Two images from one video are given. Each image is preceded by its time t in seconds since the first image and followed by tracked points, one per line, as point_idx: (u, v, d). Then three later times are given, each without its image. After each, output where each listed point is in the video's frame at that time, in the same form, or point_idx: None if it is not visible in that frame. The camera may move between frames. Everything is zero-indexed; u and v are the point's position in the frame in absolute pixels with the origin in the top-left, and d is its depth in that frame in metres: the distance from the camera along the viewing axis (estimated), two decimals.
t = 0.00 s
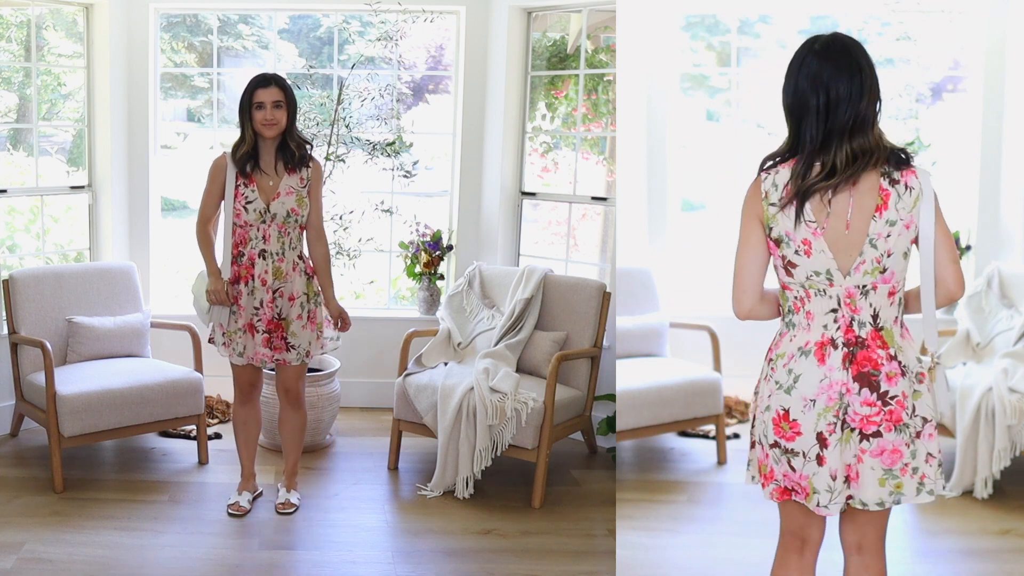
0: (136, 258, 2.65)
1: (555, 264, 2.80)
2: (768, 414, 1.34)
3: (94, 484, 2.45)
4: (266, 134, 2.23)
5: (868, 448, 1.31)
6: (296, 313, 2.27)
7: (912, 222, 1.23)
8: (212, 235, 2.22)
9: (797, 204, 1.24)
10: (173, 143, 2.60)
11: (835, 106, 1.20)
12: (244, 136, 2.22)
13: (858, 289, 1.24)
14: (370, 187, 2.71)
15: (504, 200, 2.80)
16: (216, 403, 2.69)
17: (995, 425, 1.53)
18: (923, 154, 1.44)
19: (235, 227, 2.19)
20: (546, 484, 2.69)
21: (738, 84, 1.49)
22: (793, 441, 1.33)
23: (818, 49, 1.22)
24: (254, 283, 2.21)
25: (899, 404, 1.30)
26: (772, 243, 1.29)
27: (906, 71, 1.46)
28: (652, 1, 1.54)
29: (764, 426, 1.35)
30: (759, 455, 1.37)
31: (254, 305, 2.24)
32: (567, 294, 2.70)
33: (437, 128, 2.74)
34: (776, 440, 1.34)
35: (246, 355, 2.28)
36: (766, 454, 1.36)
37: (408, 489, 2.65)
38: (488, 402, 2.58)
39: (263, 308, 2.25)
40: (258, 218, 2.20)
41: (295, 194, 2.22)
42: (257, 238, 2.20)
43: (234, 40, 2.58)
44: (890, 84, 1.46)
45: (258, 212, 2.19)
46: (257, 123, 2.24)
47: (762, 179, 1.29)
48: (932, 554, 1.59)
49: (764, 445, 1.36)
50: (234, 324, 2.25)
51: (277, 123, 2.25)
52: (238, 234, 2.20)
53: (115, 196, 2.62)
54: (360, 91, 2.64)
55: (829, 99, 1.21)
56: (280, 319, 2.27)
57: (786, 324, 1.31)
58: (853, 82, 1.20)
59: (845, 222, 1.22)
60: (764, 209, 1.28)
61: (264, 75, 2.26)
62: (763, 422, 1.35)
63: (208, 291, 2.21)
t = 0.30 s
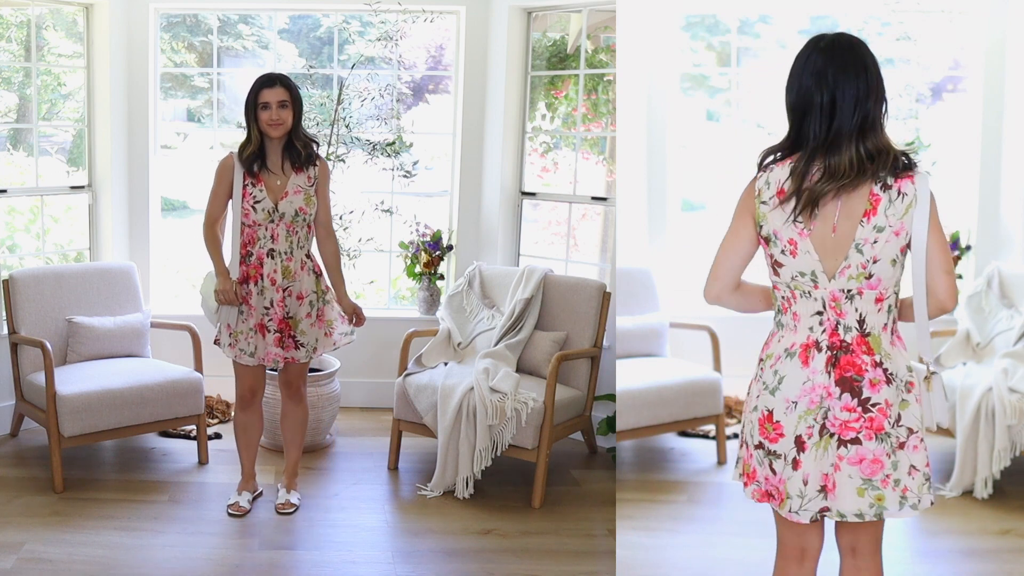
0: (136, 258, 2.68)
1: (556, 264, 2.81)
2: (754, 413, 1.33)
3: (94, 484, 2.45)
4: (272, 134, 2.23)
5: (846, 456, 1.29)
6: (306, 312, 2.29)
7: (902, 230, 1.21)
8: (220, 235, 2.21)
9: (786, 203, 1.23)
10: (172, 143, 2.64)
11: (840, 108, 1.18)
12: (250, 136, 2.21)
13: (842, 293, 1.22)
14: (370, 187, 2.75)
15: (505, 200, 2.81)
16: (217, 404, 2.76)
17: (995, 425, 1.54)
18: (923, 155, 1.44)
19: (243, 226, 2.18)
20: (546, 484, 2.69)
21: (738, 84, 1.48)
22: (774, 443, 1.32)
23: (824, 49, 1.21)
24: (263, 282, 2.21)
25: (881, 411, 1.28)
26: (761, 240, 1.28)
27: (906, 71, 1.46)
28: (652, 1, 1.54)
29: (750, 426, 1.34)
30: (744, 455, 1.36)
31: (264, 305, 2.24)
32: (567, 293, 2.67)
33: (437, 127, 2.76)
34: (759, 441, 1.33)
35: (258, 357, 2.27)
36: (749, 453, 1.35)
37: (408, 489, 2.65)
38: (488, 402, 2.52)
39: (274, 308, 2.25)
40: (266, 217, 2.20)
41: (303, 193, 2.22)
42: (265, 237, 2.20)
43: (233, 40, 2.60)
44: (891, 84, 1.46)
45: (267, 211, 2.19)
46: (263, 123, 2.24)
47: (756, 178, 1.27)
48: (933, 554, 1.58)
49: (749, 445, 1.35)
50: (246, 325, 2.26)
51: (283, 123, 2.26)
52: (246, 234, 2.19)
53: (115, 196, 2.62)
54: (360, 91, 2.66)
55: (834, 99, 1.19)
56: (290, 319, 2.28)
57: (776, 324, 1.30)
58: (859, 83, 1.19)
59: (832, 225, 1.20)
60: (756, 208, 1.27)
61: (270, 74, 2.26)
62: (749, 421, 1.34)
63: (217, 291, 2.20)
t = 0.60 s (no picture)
0: (136, 257, 2.68)
1: (556, 264, 2.81)
2: (741, 413, 1.32)
3: (94, 484, 2.46)
4: (281, 141, 2.22)
5: (828, 461, 1.28)
6: (320, 317, 2.30)
7: (893, 234, 1.19)
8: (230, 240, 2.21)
9: (777, 202, 1.22)
10: (173, 143, 2.65)
11: (843, 111, 1.16)
12: (259, 144, 2.20)
13: (830, 296, 1.21)
14: (370, 187, 2.78)
15: (505, 200, 2.81)
16: (217, 404, 2.76)
17: (995, 425, 1.53)
18: (923, 154, 1.44)
19: (254, 234, 2.20)
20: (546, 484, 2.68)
21: (738, 84, 1.48)
22: (757, 445, 1.31)
23: (825, 46, 1.18)
24: (273, 289, 2.23)
25: (865, 418, 1.26)
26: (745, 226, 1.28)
27: (906, 71, 1.46)
28: (652, 1, 1.54)
29: (738, 426, 1.33)
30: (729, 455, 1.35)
31: (275, 311, 2.25)
32: (567, 294, 2.66)
33: (437, 127, 2.78)
34: (744, 442, 1.32)
35: (260, 362, 2.26)
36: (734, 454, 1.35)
37: (408, 489, 2.65)
38: (488, 402, 2.52)
39: (285, 314, 2.26)
40: (276, 224, 2.21)
41: (312, 200, 2.22)
42: (274, 244, 2.21)
43: (233, 40, 2.60)
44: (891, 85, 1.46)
45: (277, 218, 2.20)
46: (271, 130, 2.22)
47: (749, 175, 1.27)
48: (932, 553, 1.58)
49: (735, 445, 1.35)
50: (253, 329, 2.25)
51: (291, 129, 2.24)
52: (256, 240, 2.21)
53: (115, 196, 2.62)
54: (360, 91, 2.67)
55: (834, 101, 1.16)
56: (303, 324, 2.29)
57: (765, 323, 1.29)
58: (860, 84, 1.16)
59: (820, 228, 1.20)
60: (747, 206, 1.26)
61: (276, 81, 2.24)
62: (737, 421, 1.33)
63: (230, 296, 2.21)
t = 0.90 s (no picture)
0: (136, 257, 2.70)
1: (556, 264, 2.81)
2: (733, 414, 1.32)
3: (95, 484, 2.48)
4: (287, 141, 2.24)
5: (819, 466, 1.27)
6: (327, 315, 2.31)
7: (889, 239, 1.19)
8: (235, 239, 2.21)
9: (772, 205, 1.22)
10: (173, 144, 2.64)
11: (843, 109, 1.15)
12: (265, 144, 2.21)
13: (825, 300, 1.21)
14: (370, 187, 2.76)
15: (505, 200, 2.81)
16: (217, 403, 2.77)
17: (995, 425, 1.54)
18: (923, 154, 1.44)
19: (259, 233, 2.20)
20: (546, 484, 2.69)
21: (738, 84, 1.47)
22: (746, 447, 1.30)
23: (822, 45, 1.18)
24: (277, 288, 2.23)
25: (857, 423, 1.25)
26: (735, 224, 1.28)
27: (906, 71, 1.46)
28: (652, 1, 1.54)
29: (729, 427, 1.33)
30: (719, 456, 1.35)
31: (278, 310, 2.26)
32: (567, 294, 2.66)
33: (437, 127, 2.76)
34: (735, 443, 1.32)
35: (262, 362, 2.26)
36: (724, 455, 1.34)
37: (408, 489, 2.65)
38: (488, 402, 2.52)
39: (288, 313, 2.26)
40: (281, 224, 2.21)
41: (317, 200, 2.23)
42: (279, 244, 2.22)
43: (234, 40, 2.59)
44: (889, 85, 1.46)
45: (282, 218, 2.20)
46: (277, 130, 2.24)
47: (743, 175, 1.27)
48: (933, 554, 1.58)
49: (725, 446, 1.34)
50: (256, 329, 2.25)
51: (296, 129, 2.25)
52: (261, 240, 2.21)
53: (115, 196, 2.63)
54: (360, 91, 2.66)
55: (832, 101, 1.16)
56: (309, 323, 2.29)
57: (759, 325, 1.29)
58: (857, 83, 1.16)
59: (816, 232, 1.19)
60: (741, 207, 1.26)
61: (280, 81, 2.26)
62: (729, 422, 1.33)
63: (234, 295, 2.21)
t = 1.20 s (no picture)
0: (136, 257, 2.73)
1: (556, 264, 2.80)
2: (728, 418, 1.31)
3: (95, 485, 2.49)
4: (290, 140, 2.23)
5: (815, 471, 1.27)
6: (336, 312, 2.33)
7: (887, 245, 1.19)
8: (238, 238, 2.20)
9: (768, 213, 1.21)
10: (172, 143, 2.70)
11: (835, 112, 1.15)
12: (268, 143, 2.19)
13: (824, 306, 1.21)
14: (371, 187, 2.82)
15: (505, 200, 2.80)
16: (217, 404, 2.77)
17: (995, 425, 1.54)
18: (923, 155, 1.43)
19: (264, 233, 2.20)
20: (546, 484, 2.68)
21: (738, 84, 1.47)
22: (742, 452, 1.29)
23: (813, 49, 1.18)
24: (282, 287, 2.24)
25: (853, 429, 1.25)
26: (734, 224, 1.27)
27: (906, 71, 1.45)
28: (652, 1, 1.54)
29: (723, 431, 1.32)
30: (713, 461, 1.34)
31: (284, 310, 2.26)
32: (567, 293, 2.67)
33: (437, 127, 2.81)
34: (730, 448, 1.31)
35: (272, 361, 2.25)
36: (718, 460, 1.33)
37: (408, 489, 2.65)
38: (488, 402, 2.50)
39: (294, 313, 2.27)
40: (286, 223, 2.21)
41: (322, 200, 2.23)
42: (284, 243, 2.22)
43: (234, 40, 2.63)
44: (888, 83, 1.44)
45: (287, 217, 2.20)
46: (280, 129, 2.23)
47: (738, 182, 1.26)
48: (933, 554, 1.57)
49: (720, 451, 1.33)
50: (263, 329, 2.25)
51: (300, 128, 2.25)
52: (266, 239, 2.21)
53: (115, 196, 2.64)
54: (360, 91, 2.71)
55: (824, 104, 1.16)
56: (315, 322, 2.30)
57: (754, 331, 1.28)
58: (850, 87, 1.15)
59: (813, 239, 1.19)
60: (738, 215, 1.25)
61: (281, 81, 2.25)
62: (724, 426, 1.32)
63: (241, 295, 2.19)
